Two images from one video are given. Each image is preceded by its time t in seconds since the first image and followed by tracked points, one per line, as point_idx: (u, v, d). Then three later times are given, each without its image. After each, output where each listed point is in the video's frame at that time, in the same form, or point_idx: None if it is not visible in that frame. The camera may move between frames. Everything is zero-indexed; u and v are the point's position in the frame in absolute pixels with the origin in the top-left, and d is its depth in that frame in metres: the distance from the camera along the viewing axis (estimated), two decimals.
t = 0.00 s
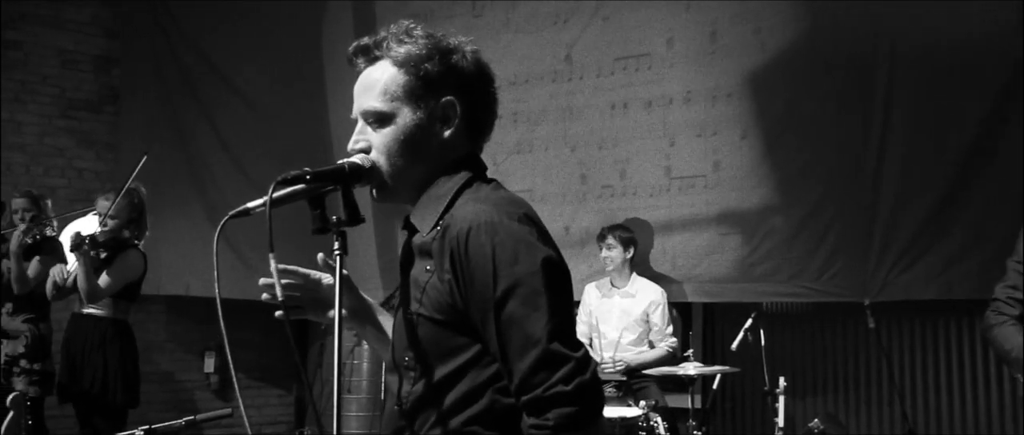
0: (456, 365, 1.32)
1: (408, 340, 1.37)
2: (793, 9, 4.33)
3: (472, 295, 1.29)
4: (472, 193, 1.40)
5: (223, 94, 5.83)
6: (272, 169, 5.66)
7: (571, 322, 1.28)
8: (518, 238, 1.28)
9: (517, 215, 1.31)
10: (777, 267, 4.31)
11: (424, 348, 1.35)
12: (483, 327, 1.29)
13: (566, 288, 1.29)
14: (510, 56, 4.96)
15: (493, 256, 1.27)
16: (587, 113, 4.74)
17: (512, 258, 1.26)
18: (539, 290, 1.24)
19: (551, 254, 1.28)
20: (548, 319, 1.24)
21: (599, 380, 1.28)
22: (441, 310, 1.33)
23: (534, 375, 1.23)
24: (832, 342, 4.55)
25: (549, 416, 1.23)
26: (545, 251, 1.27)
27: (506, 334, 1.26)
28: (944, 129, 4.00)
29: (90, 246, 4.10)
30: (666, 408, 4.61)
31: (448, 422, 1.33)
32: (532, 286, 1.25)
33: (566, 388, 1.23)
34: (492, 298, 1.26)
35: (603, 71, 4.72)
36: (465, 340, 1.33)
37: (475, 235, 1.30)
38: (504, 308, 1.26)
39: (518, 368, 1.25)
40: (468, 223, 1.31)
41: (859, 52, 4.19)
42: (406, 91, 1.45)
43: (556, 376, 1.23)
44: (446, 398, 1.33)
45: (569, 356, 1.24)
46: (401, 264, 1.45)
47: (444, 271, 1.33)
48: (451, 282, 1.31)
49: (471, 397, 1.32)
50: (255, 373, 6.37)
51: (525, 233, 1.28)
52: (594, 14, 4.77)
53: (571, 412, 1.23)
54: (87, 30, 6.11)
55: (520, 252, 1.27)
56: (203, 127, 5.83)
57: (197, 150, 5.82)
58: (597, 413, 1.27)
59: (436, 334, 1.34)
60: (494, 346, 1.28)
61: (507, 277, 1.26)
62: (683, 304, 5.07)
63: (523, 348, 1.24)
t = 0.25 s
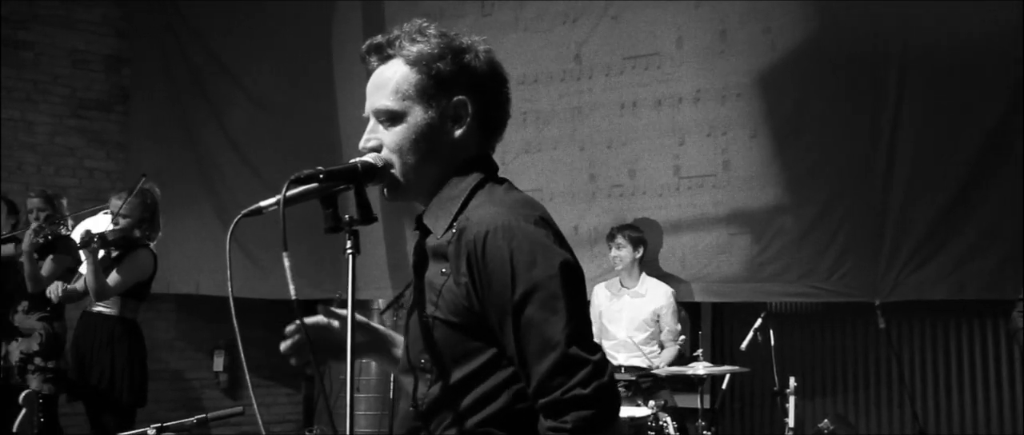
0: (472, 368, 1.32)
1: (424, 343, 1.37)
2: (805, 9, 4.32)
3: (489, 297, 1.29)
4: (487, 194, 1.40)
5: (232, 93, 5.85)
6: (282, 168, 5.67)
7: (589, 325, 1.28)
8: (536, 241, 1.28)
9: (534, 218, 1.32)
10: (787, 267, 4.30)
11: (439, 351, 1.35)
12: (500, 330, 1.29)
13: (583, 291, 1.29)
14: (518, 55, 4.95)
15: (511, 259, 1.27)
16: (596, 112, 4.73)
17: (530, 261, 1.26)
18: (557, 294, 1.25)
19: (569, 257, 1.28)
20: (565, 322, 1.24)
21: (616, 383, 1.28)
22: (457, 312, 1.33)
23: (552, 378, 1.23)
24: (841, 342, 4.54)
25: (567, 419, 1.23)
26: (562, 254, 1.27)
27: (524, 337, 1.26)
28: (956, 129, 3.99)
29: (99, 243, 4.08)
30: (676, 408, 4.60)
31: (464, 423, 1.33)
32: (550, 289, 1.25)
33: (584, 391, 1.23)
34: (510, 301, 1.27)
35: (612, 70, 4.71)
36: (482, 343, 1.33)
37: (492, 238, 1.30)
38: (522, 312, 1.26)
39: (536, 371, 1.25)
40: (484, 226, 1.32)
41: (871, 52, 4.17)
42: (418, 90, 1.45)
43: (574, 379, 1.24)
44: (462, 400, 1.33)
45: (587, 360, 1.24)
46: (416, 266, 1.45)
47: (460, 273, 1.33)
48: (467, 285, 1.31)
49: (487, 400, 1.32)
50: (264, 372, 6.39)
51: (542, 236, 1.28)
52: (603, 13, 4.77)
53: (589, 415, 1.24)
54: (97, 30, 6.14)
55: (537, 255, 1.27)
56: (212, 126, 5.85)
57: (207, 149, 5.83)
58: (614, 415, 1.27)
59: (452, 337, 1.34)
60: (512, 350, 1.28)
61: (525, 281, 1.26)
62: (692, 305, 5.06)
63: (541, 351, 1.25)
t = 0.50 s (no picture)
0: (488, 365, 1.32)
1: (438, 341, 1.37)
2: (817, 7, 4.30)
3: (505, 295, 1.29)
4: (502, 192, 1.40)
5: (243, 93, 5.86)
6: (293, 168, 5.69)
7: (604, 323, 1.28)
8: (552, 238, 1.27)
9: (549, 215, 1.32)
10: (798, 267, 4.28)
11: (454, 349, 1.35)
12: (516, 327, 1.29)
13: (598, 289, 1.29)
14: (528, 54, 4.95)
15: (526, 256, 1.27)
16: (606, 112, 4.73)
17: (545, 258, 1.26)
18: (573, 290, 1.24)
19: (585, 254, 1.28)
20: (581, 319, 1.24)
21: (632, 381, 1.27)
22: (472, 310, 1.33)
23: (568, 375, 1.23)
24: (853, 341, 4.52)
25: (583, 417, 1.23)
26: (578, 251, 1.27)
27: (540, 335, 1.26)
28: (970, 127, 3.95)
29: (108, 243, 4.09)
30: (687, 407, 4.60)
31: (478, 421, 1.33)
32: (566, 286, 1.25)
33: (600, 388, 1.23)
34: (526, 298, 1.27)
35: (623, 69, 4.70)
36: (497, 341, 1.33)
37: (507, 235, 1.30)
38: (538, 309, 1.26)
39: (552, 369, 1.25)
40: (499, 223, 1.32)
41: (883, 50, 4.15)
42: (429, 89, 1.45)
43: (590, 376, 1.23)
44: (477, 399, 1.33)
45: (603, 357, 1.24)
46: (429, 264, 1.45)
47: (475, 271, 1.33)
48: (483, 283, 1.31)
49: (503, 398, 1.32)
50: (275, 370, 6.41)
51: (557, 233, 1.28)
52: (612, 12, 4.76)
53: (605, 413, 1.23)
54: (108, 30, 6.16)
55: (553, 252, 1.26)
56: (223, 125, 5.87)
57: (218, 149, 5.86)
58: (630, 414, 1.27)
59: (467, 335, 1.34)
60: (528, 347, 1.28)
61: (541, 278, 1.25)
62: (702, 305, 5.05)
63: (557, 348, 1.24)
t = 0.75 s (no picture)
0: (500, 367, 1.33)
1: (450, 343, 1.37)
2: (829, 6, 4.28)
3: (518, 298, 1.29)
4: (515, 194, 1.40)
5: (254, 93, 5.88)
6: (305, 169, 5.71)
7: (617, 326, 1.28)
8: (565, 241, 1.27)
9: (563, 217, 1.31)
10: (810, 267, 4.26)
11: (466, 350, 1.35)
12: (529, 330, 1.29)
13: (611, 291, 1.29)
14: (539, 54, 4.95)
15: (539, 259, 1.27)
16: (617, 112, 4.72)
17: (559, 261, 1.26)
18: (586, 294, 1.24)
19: (598, 257, 1.27)
20: (594, 322, 1.24)
21: (644, 384, 1.28)
22: (485, 311, 1.33)
23: (580, 379, 1.23)
24: (865, 341, 4.49)
25: (596, 420, 1.23)
26: (592, 254, 1.27)
27: (553, 338, 1.26)
28: (983, 127, 3.95)
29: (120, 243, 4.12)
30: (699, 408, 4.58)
31: (490, 423, 1.33)
32: (579, 290, 1.24)
33: (613, 392, 1.23)
34: (539, 301, 1.27)
35: (634, 69, 4.70)
36: (509, 343, 1.33)
37: (520, 238, 1.30)
38: (550, 312, 1.26)
39: (564, 372, 1.25)
40: (513, 225, 1.31)
41: (896, 50, 4.13)
42: (442, 89, 1.46)
43: (602, 380, 1.23)
44: (489, 400, 1.34)
45: (616, 361, 1.24)
46: (441, 265, 1.45)
47: (489, 273, 1.33)
48: (496, 285, 1.32)
49: (515, 400, 1.32)
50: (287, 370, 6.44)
51: (571, 236, 1.28)
52: (623, 12, 4.75)
53: (617, 416, 1.23)
54: (120, 31, 6.19)
55: (566, 255, 1.26)
56: (235, 126, 5.88)
57: (229, 149, 5.88)
58: (642, 417, 1.27)
59: (479, 337, 1.34)
60: (540, 350, 1.28)
61: (554, 281, 1.25)
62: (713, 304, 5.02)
63: (570, 352, 1.24)
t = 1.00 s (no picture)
0: (511, 359, 1.33)
1: (462, 334, 1.38)
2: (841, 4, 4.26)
3: (530, 290, 1.30)
4: (529, 187, 1.40)
5: (266, 93, 5.91)
6: (316, 168, 5.73)
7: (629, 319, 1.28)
8: (576, 233, 1.27)
9: (575, 210, 1.31)
10: (822, 266, 4.25)
11: (478, 342, 1.36)
12: (540, 322, 1.30)
13: (623, 284, 1.29)
14: (549, 53, 4.95)
15: (551, 251, 1.27)
16: (629, 112, 4.71)
17: (570, 253, 1.26)
18: (598, 286, 1.24)
19: (609, 250, 1.28)
20: (606, 314, 1.24)
21: (656, 377, 1.27)
22: (497, 304, 1.34)
23: (592, 371, 1.23)
24: (877, 342, 4.48)
25: (608, 412, 1.23)
26: (603, 246, 1.27)
27: (564, 330, 1.26)
28: (995, 126, 3.93)
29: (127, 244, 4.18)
30: (709, 407, 4.55)
31: (502, 417, 1.33)
32: (591, 282, 1.25)
33: (625, 384, 1.23)
34: (550, 292, 1.27)
35: (645, 69, 4.69)
36: (520, 335, 1.33)
37: (532, 230, 1.30)
38: (562, 304, 1.26)
39: (576, 364, 1.25)
40: (526, 217, 1.32)
41: (908, 48, 4.12)
42: (465, 84, 1.45)
43: (614, 372, 1.23)
44: (500, 392, 1.34)
45: (628, 352, 1.24)
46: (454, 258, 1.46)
47: (501, 265, 1.34)
48: (507, 276, 1.32)
49: (526, 393, 1.32)
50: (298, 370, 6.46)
51: (583, 229, 1.28)
52: (634, 11, 4.74)
53: (629, 409, 1.23)
54: (133, 32, 6.23)
55: (578, 247, 1.26)
56: (247, 125, 5.91)
57: (241, 148, 5.90)
58: (655, 410, 1.27)
59: (491, 328, 1.35)
60: (552, 342, 1.28)
61: (565, 273, 1.25)
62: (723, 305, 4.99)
63: (582, 344, 1.24)
